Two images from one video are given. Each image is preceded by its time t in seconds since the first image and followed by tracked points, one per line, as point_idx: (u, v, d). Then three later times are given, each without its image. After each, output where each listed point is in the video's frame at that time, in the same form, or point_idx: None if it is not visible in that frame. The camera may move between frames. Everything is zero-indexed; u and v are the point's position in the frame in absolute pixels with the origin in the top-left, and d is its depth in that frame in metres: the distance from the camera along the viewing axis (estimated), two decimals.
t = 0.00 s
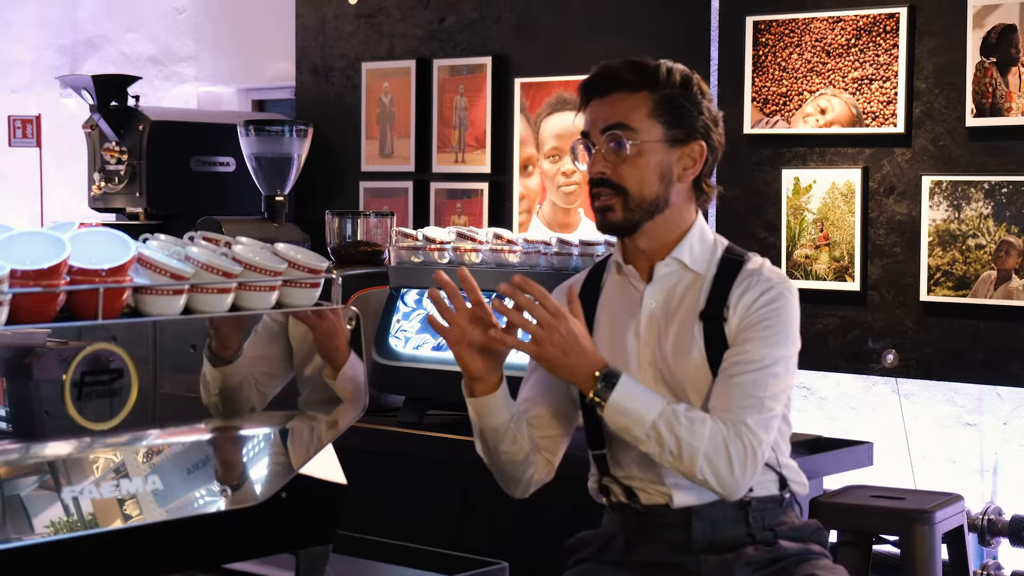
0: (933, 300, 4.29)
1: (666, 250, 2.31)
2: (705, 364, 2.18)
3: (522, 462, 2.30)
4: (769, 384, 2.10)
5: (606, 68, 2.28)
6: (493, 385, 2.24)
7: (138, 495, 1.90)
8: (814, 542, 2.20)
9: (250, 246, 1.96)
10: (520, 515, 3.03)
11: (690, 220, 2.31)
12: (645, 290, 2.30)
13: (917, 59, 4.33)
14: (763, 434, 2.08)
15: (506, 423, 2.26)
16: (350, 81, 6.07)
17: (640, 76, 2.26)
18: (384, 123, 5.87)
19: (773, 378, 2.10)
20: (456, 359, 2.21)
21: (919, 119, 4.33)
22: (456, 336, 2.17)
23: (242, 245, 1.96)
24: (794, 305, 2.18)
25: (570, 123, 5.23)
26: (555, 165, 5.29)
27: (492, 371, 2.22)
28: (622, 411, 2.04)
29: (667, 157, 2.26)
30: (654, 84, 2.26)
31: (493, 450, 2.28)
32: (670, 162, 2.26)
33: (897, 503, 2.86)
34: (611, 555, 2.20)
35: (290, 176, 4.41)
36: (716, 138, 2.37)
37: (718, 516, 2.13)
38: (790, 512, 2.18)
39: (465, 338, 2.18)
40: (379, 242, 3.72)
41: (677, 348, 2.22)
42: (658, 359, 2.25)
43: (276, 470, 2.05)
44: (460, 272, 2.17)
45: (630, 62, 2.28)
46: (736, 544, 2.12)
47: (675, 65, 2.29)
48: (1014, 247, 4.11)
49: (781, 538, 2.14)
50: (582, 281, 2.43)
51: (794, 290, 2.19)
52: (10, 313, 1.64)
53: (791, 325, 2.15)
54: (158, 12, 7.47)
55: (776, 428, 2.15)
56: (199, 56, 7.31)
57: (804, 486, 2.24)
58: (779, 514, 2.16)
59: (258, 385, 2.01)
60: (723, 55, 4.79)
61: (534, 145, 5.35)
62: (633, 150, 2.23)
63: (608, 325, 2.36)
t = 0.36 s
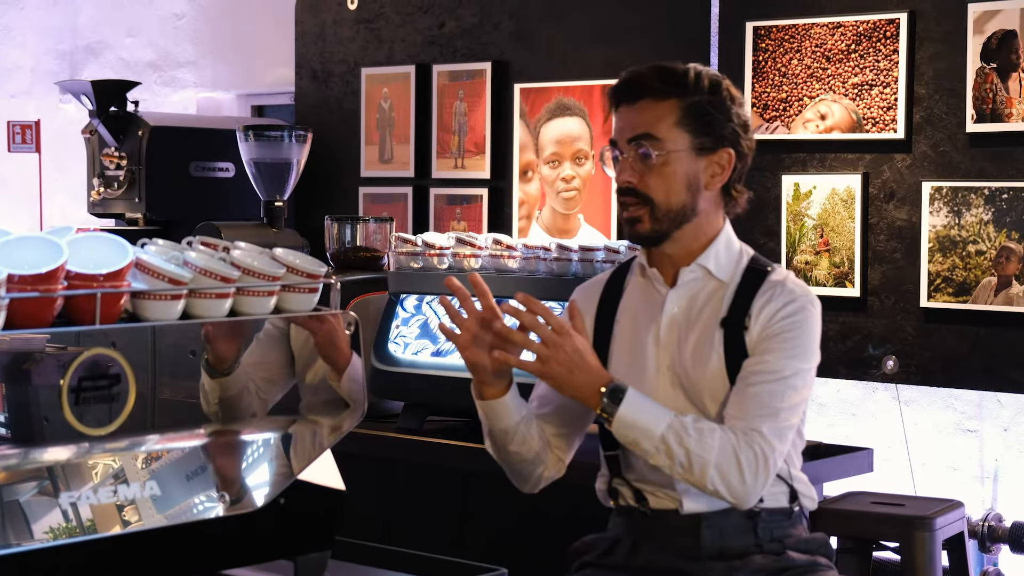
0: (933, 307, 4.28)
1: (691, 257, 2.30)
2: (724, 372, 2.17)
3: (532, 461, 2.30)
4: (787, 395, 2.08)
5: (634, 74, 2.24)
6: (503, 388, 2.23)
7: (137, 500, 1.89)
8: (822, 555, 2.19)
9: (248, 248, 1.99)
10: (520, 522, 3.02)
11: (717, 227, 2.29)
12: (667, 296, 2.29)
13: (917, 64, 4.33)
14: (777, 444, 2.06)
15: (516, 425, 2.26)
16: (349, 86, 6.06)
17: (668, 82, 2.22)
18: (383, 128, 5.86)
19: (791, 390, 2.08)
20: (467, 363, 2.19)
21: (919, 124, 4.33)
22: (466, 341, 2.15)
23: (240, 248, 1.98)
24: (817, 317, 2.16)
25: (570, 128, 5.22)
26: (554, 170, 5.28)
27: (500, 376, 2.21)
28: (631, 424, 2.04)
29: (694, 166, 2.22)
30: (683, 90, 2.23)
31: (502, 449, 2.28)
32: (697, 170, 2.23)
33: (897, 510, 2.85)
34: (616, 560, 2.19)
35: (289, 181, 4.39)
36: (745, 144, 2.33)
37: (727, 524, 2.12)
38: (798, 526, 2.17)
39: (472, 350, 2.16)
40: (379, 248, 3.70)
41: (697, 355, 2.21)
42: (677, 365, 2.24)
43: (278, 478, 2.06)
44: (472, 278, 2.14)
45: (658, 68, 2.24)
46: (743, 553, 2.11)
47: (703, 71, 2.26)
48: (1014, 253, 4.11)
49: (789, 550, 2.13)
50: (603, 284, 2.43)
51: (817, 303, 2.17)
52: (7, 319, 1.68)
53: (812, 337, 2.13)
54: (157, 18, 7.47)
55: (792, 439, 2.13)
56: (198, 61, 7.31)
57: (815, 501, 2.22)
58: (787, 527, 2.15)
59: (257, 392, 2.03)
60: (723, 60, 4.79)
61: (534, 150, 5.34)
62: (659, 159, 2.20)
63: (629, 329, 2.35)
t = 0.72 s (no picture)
0: (936, 312, 4.27)
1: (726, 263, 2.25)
2: (754, 381, 2.14)
3: (551, 458, 2.29)
4: (817, 405, 2.08)
5: (683, 79, 2.18)
6: (532, 386, 2.22)
7: (139, 505, 1.92)
8: (832, 563, 2.17)
9: (252, 254, 2.02)
10: (525, 527, 3.02)
11: (752, 237, 2.24)
12: (698, 298, 2.25)
13: (919, 69, 4.33)
14: (808, 453, 2.07)
15: (540, 422, 2.24)
16: (351, 91, 6.07)
17: (717, 91, 2.16)
18: (386, 133, 5.87)
19: (822, 401, 2.08)
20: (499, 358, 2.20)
21: (922, 130, 4.33)
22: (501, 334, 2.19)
23: (244, 253, 2.00)
24: (847, 327, 2.14)
25: (572, 133, 5.22)
26: (557, 175, 5.27)
27: (530, 373, 2.21)
28: (666, 426, 2.02)
29: (736, 178, 2.16)
30: (732, 100, 2.16)
31: (523, 445, 2.26)
32: (740, 183, 2.16)
33: (900, 515, 2.85)
34: (627, 565, 2.18)
35: (291, 186, 4.39)
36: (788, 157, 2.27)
37: (738, 531, 2.12)
38: (809, 534, 2.16)
39: (506, 342, 2.19)
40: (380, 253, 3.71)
41: (726, 360, 2.18)
42: (704, 368, 2.21)
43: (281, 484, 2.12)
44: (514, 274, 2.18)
45: (707, 75, 2.18)
46: (754, 559, 2.10)
47: (752, 81, 2.20)
48: (1017, 258, 4.11)
49: (800, 556, 2.12)
50: (630, 282, 2.39)
51: (847, 314, 2.14)
52: (11, 324, 1.68)
53: (842, 347, 2.12)
54: (159, 23, 7.48)
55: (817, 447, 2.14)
56: (200, 66, 7.32)
57: (824, 513, 2.22)
58: (797, 536, 2.13)
59: (262, 396, 2.04)
60: (725, 66, 4.79)
61: (535, 155, 5.34)
62: (704, 169, 2.13)
63: (654, 330, 2.30)
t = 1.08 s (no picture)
0: (938, 315, 4.27)
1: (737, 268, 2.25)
2: (762, 389, 2.14)
3: (555, 458, 2.28)
4: (824, 415, 2.07)
5: (702, 84, 2.18)
6: (538, 389, 2.22)
7: (139, 508, 1.92)
8: (836, 567, 2.17)
9: (253, 258, 2.03)
10: (527, 529, 3.02)
11: (764, 243, 2.24)
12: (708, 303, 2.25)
13: (921, 72, 4.33)
14: (814, 463, 2.07)
15: (545, 423, 2.24)
16: (352, 93, 6.07)
17: (737, 97, 2.16)
18: (387, 135, 5.87)
19: (828, 411, 2.07)
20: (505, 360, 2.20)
21: (923, 132, 4.33)
22: (507, 336, 2.19)
23: (246, 257, 2.01)
24: (856, 337, 2.13)
25: (573, 136, 5.22)
26: (558, 178, 5.27)
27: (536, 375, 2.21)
28: (673, 432, 2.02)
29: (753, 185, 2.16)
30: (751, 106, 2.16)
31: (527, 444, 2.26)
32: (755, 191, 2.16)
33: (901, 518, 2.84)
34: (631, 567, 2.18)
35: (292, 189, 4.39)
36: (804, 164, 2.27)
37: (743, 535, 2.12)
38: (812, 538, 2.16)
39: (512, 345, 2.19)
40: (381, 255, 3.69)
41: (733, 366, 2.17)
42: (710, 372, 2.21)
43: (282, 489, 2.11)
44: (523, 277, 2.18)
45: (727, 81, 2.17)
46: (758, 562, 2.10)
47: (771, 87, 2.19)
48: (1018, 262, 4.12)
49: (804, 560, 2.12)
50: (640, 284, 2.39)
51: (857, 324, 2.14)
52: (13, 327, 1.68)
53: (851, 357, 2.11)
54: (160, 25, 7.48)
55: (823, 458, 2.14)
56: (200, 68, 7.32)
57: (828, 517, 2.22)
58: (801, 539, 2.13)
59: (262, 402, 2.04)
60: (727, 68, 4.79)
61: (537, 157, 5.34)
62: (721, 176, 2.13)
63: (662, 334, 2.30)
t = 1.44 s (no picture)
0: (941, 317, 4.27)
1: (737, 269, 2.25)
2: (762, 389, 2.13)
3: (558, 461, 2.28)
4: (824, 414, 2.06)
5: (698, 86, 2.18)
6: (537, 392, 2.22)
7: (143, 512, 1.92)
8: (842, 569, 2.16)
9: (261, 259, 2.03)
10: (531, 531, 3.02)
11: (764, 244, 2.24)
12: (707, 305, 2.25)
13: (925, 74, 4.33)
14: (814, 465, 2.06)
15: (546, 426, 2.24)
16: (354, 96, 6.07)
17: (734, 98, 2.15)
18: (389, 138, 5.86)
19: (829, 411, 2.07)
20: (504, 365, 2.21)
21: (927, 135, 4.32)
22: (507, 340, 2.20)
23: (252, 258, 2.01)
24: (857, 337, 2.12)
25: (576, 138, 5.22)
26: (561, 180, 5.28)
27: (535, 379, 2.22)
28: (671, 435, 2.02)
29: (747, 187, 2.15)
30: (747, 107, 2.16)
31: (529, 447, 2.26)
32: (751, 192, 2.16)
33: (906, 521, 2.83)
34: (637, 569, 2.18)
35: (295, 191, 4.39)
36: (802, 165, 2.26)
37: (748, 537, 2.12)
38: (820, 540, 2.14)
39: (510, 349, 2.20)
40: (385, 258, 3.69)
41: (733, 366, 2.17)
42: (710, 373, 2.20)
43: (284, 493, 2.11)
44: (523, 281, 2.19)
45: (722, 82, 2.18)
46: (764, 565, 2.10)
47: (768, 89, 2.19)
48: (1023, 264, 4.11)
49: (810, 563, 2.11)
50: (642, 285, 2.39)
51: (858, 324, 2.13)
52: (22, 329, 1.69)
53: (852, 357, 2.10)
54: (161, 28, 7.49)
55: (824, 458, 2.13)
56: (201, 70, 7.32)
57: (834, 517, 2.20)
58: (807, 542, 2.12)
59: (264, 404, 2.04)
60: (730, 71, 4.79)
61: (539, 159, 5.35)
62: (715, 177, 2.13)
63: (663, 336, 2.30)
